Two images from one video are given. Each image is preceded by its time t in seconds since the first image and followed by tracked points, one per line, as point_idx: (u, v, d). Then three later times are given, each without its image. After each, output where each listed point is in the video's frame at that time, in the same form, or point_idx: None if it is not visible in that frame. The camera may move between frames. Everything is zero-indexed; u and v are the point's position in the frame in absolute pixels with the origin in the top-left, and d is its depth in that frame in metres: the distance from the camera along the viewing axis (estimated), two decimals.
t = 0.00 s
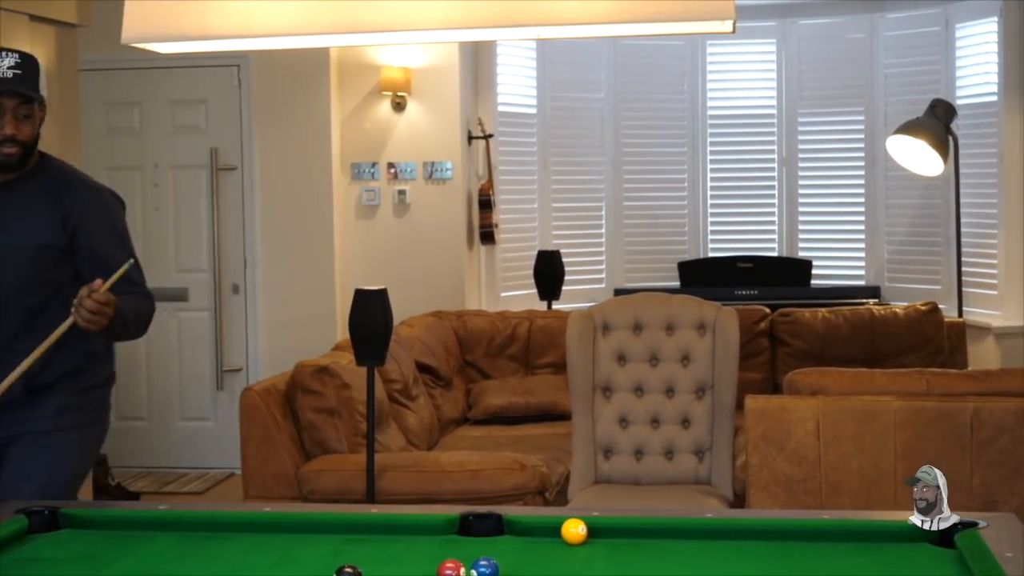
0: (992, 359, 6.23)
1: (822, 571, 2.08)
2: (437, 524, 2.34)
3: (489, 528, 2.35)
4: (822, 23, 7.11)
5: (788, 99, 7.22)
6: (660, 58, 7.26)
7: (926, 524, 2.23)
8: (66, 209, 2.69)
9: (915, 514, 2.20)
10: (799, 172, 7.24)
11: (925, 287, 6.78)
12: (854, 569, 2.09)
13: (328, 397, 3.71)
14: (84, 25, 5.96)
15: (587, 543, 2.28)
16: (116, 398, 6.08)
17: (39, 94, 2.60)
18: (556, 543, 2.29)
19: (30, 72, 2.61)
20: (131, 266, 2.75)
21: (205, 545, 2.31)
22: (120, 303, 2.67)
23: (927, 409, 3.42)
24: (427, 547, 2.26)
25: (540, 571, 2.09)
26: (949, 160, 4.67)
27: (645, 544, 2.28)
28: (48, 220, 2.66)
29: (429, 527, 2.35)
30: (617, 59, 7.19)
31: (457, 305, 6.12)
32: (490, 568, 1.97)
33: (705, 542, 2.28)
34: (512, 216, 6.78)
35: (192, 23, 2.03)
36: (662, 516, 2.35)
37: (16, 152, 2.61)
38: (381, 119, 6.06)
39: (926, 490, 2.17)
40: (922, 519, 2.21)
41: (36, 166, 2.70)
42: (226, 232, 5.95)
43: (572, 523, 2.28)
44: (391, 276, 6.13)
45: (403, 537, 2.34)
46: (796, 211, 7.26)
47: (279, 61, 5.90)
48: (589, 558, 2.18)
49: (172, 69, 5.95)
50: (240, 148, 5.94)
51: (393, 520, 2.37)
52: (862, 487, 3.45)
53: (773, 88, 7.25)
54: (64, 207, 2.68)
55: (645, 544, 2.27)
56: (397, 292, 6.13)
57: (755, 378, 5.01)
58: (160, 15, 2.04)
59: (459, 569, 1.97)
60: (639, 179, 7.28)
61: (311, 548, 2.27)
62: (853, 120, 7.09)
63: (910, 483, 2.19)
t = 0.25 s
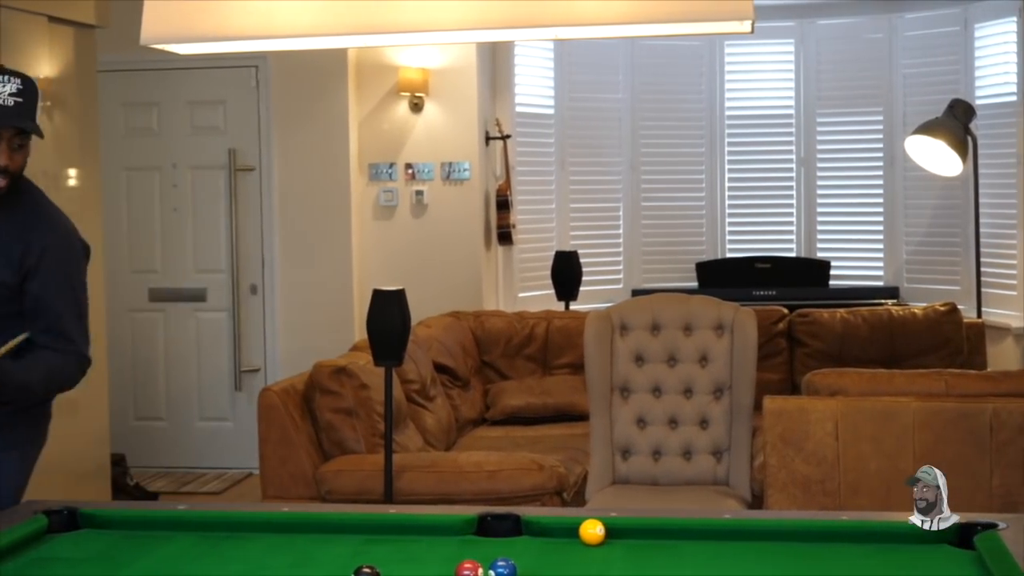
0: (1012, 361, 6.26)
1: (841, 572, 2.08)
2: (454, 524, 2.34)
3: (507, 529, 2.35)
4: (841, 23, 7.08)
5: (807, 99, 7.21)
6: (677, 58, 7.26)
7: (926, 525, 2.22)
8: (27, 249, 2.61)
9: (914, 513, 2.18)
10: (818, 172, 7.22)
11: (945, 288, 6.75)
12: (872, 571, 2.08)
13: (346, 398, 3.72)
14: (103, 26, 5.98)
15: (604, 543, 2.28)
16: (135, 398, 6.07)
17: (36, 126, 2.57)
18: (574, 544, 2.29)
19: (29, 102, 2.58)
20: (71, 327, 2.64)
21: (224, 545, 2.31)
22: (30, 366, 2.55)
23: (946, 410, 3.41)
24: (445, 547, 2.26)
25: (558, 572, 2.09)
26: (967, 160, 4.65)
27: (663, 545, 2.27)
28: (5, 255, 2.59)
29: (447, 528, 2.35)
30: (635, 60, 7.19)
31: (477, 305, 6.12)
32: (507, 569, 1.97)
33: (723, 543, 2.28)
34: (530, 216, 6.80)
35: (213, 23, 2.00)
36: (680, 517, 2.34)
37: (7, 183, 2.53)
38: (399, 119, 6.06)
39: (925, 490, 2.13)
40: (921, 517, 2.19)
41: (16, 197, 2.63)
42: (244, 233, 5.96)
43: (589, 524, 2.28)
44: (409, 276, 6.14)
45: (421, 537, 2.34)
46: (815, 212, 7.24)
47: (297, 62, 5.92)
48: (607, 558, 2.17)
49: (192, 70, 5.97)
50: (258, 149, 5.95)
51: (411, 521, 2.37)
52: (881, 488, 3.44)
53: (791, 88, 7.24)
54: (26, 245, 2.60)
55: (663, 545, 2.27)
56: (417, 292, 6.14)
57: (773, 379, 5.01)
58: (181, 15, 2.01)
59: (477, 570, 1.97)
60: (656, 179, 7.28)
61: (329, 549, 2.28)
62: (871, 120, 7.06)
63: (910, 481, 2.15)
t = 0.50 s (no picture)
0: None
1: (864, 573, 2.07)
2: (477, 524, 2.35)
3: (529, 529, 2.35)
4: (863, 23, 7.07)
5: (828, 99, 7.20)
6: (698, 58, 7.24)
7: (926, 526, 2.21)
8: None
9: (914, 513, 2.15)
10: (840, 172, 7.21)
11: (968, 288, 6.72)
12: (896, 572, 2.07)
13: (367, 397, 3.73)
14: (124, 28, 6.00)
15: (626, 544, 2.28)
16: (157, 398, 6.10)
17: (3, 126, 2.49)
18: (597, 544, 2.29)
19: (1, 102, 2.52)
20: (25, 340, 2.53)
21: (247, 545, 2.32)
22: None
23: (969, 410, 3.39)
24: (467, 548, 2.27)
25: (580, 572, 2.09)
26: (990, 160, 4.63)
27: (686, 546, 2.27)
28: None
29: (469, 528, 2.35)
30: (655, 60, 7.18)
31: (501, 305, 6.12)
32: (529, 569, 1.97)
33: (745, 544, 2.27)
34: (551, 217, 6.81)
35: (237, 25, 2.04)
36: (703, 518, 2.34)
37: None
38: (419, 120, 6.07)
39: (926, 490, 2.11)
40: (921, 517, 2.16)
41: None
42: (266, 234, 5.97)
43: (611, 524, 2.28)
44: (432, 277, 6.15)
45: (444, 537, 2.35)
46: (837, 211, 7.22)
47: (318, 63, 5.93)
48: (629, 559, 2.17)
49: (214, 71, 6.00)
50: (279, 151, 5.96)
51: (433, 521, 2.37)
52: (903, 489, 3.43)
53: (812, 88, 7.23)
54: None
55: (686, 546, 2.26)
56: (440, 293, 6.15)
57: (795, 379, 5.04)
58: (206, 17, 2.06)
59: (498, 570, 1.97)
60: (677, 179, 7.27)
61: (352, 548, 2.28)
62: (893, 120, 7.05)
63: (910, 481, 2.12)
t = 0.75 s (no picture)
0: None
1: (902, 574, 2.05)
2: (511, 524, 2.35)
3: (563, 529, 2.35)
4: (898, 21, 7.04)
5: (863, 97, 7.17)
6: (732, 57, 7.22)
7: (925, 525, 2.20)
8: None
9: (914, 513, 2.12)
10: (874, 172, 7.18)
11: (1005, 289, 6.72)
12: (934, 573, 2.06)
13: (401, 397, 3.74)
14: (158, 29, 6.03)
15: (660, 544, 2.27)
16: (191, 398, 6.14)
17: None
18: (631, 544, 2.29)
19: None
20: None
21: (283, 544, 2.33)
22: None
23: (1006, 411, 3.37)
24: (502, 548, 2.26)
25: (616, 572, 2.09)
26: None
27: (721, 547, 2.26)
28: None
29: (504, 528, 2.35)
30: (689, 60, 7.17)
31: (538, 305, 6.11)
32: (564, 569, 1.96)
33: (781, 545, 2.26)
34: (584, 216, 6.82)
35: (272, 25, 2.18)
36: (739, 518, 2.33)
37: None
38: (453, 120, 6.08)
39: (926, 490, 2.07)
40: (921, 517, 2.12)
41: None
42: (299, 234, 5.99)
43: (646, 524, 2.28)
44: (466, 277, 6.16)
45: (478, 537, 2.35)
46: (871, 209, 7.19)
47: (351, 62, 5.95)
48: (664, 560, 2.17)
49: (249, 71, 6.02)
50: (313, 151, 5.98)
51: (467, 521, 2.38)
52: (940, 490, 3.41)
53: (846, 87, 7.20)
54: None
55: (722, 547, 2.26)
56: (475, 293, 6.15)
57: (830, 380, 5.05)
58: (243, 18, 2.20)
59: (533, 570, 1.96)
60: (711, 179, 7.25)
61: (387, 548, 2.28)
62: (929, 119, 7.02)
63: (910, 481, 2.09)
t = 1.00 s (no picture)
0: None
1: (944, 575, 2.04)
2: (549, 524, 2.34)
3: (601, 529, 2.34)
4: (937, 20, 7.02)
5: (902, 96, 7.14)
6: (771, 56, 7.19)
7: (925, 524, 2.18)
8: None
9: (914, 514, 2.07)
10: (914, 171, 7.14)
11: None
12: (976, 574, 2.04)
13: (439, 396, 3.75)
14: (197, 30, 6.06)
15: (699, 545, 2.26)
16: (229, 399, 6.15)
17: None
18: (669, 544, 2.28)
19: None
20: None
21: (321, 543, 2.33)
22: None
23: None
24: (542, 548, 2.26)
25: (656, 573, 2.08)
26: None
27: (760, 547, 2.25)
28: None
29: (542, 528, 2.35)
30: (727, 59, 7.16)
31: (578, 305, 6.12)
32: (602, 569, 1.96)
33: (821, 546, 2.25)
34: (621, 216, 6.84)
35: (311, 25, 2.12)
36: (778, 519, 2.32)
37: None
38: (490, 120, 6.09)
39: (926, 490, 2.03)
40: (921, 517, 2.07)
41: None
42: (337, 234, 6.01)
43: (684, 525, 2.27)
44: (502, 277, 6.16)
45: (517, 537, 2.34)
46: (911, 208, 7.16)
47: (388, 63, 5.98)
48: (702, 560, 2.16)
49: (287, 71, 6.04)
50: (351, 152, 6.00)
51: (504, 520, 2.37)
52: (980, 491, 3.38)
53: (885, 86, 7.17)
54: None
55: (761, 547, 2.24)
56: (513, 293, 6.16)
57: (869, 380, 5.04)
58: (281, 18, 2.14)
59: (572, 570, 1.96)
60: (749, 178, 7.23)
61: (425, 548, 2.28)
62: (969, 118, 7.01)
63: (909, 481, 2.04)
